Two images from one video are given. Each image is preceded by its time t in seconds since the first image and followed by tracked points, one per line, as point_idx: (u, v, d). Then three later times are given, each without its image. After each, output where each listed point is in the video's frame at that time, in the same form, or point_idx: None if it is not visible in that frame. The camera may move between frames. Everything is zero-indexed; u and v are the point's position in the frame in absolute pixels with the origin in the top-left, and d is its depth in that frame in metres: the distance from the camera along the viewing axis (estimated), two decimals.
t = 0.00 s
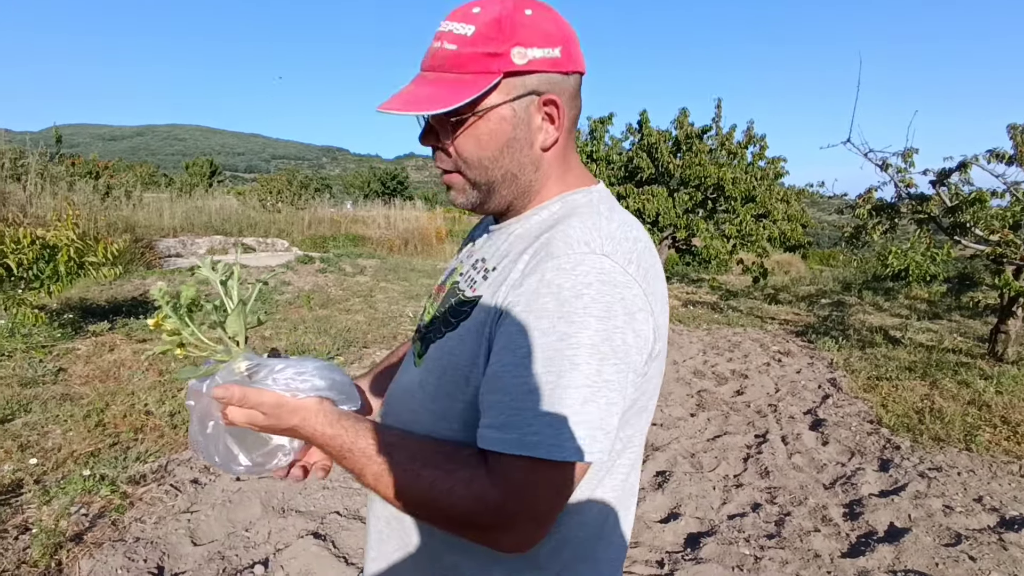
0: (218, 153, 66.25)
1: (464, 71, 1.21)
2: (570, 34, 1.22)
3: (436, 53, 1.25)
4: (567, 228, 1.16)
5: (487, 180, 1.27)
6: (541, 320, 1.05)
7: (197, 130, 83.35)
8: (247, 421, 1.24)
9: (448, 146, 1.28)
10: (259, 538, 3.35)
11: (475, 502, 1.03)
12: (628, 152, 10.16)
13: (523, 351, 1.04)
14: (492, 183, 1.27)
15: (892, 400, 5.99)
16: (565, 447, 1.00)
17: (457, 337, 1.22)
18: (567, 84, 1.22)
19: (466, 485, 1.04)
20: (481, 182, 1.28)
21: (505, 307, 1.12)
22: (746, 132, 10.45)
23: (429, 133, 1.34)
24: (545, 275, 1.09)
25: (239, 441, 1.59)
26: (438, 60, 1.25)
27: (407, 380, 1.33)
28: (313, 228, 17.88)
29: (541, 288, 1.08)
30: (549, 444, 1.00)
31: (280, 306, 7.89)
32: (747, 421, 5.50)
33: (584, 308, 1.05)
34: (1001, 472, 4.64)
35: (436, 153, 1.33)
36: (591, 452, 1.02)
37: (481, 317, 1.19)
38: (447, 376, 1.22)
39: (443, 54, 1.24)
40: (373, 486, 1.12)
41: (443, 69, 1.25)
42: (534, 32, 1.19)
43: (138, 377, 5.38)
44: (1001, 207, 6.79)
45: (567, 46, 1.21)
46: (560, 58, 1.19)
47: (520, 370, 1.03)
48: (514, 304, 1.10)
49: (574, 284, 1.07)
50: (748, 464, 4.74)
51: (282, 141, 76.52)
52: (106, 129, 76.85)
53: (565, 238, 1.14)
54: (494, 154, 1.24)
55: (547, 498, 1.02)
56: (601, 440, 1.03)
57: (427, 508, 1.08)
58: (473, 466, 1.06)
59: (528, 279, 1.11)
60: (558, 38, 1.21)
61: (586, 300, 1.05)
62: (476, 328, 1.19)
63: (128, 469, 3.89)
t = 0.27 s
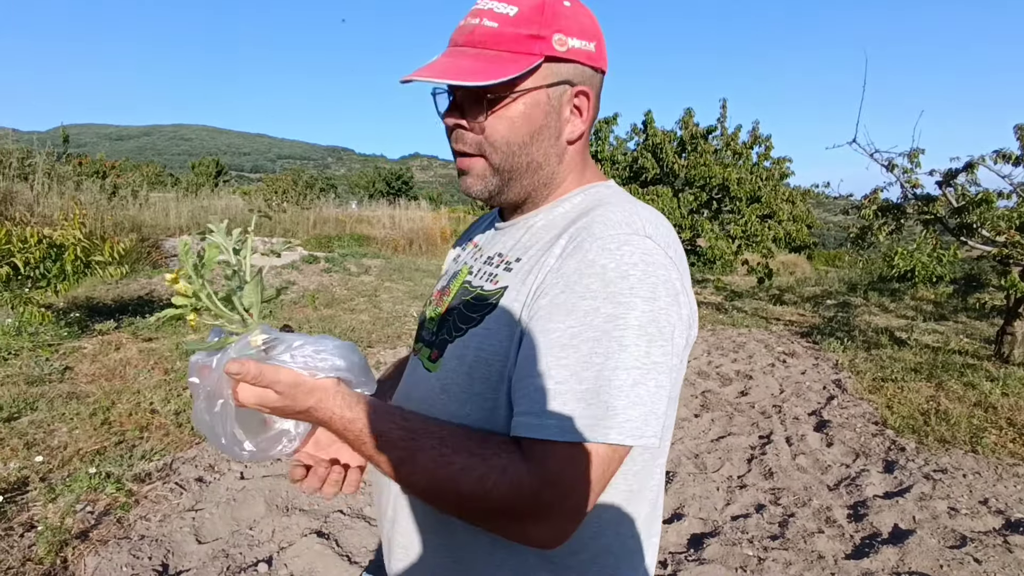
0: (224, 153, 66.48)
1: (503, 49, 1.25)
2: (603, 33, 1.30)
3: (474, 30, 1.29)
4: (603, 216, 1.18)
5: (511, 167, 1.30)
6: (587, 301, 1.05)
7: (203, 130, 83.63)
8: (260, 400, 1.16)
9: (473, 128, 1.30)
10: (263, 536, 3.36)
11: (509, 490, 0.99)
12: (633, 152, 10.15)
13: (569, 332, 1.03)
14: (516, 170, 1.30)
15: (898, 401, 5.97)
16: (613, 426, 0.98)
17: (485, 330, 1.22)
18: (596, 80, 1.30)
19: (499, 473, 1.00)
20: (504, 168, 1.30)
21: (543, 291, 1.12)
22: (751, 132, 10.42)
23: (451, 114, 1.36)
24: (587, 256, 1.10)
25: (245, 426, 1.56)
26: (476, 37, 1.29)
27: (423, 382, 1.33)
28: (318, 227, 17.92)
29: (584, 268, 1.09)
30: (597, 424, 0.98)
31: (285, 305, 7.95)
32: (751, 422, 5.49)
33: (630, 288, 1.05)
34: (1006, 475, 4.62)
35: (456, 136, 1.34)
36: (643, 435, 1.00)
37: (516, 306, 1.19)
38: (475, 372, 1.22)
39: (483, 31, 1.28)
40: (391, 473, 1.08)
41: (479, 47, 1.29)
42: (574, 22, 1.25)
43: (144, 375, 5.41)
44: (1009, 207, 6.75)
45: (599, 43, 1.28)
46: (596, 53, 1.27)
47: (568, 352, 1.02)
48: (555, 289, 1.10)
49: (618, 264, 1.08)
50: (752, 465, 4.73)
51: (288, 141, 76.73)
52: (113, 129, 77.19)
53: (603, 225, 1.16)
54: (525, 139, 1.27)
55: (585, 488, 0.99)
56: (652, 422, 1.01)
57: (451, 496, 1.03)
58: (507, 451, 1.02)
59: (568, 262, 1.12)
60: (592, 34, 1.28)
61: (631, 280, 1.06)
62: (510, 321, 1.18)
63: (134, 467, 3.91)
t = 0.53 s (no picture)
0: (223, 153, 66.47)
1: (507, 46, 1.24)
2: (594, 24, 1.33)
3: (475, 28, 1.28)
4: (619, 206, 1.20)
5: (521, 165, 1.30)
6: (624, 291, 1.04)
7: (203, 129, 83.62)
8: (289, 439, 1.11)
9: (480, 128, 1.29)
10: (261, 535, 3.36)
11: (573, 495, 0.98)
12: (633, 153, 10.16)
13: (609, 324, 1.02)
14: (526, 168, 1.30)
15: (896, 402, 5.97)
16: (672, 412, 0.96)
17: (508, 330, 1.21)
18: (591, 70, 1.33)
19: (564, 477, 0.98)
20: (514, 166, 1.30)
21: (575, 286, 1.11)
22: (751, 133, 10.42)
23: (452, 115, 1.34)
24: (615, 247, 1.10)
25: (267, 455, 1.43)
26: (478, 36, 1.28)
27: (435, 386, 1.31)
28: (318, 227, 17.92)
29: (614, 259, 1.08)
30: (655, 411, 0.97)
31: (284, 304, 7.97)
32: (750, 422, 5.49)
33: (665, 274, 1.05)
34: (1005, 475, 4.62)
35: (461, 136, 1.33)
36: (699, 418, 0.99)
37: (544, 304, 1.18)
38: (505, 375, 1.19)
39: (485, 29, 1.27)
40: (441, 496, 1.04)
41: (482, 45, 1.28)
42: (571, 15, 1.27)
43: (144, 374, 5.41)
44: (1007, 208, 6.75)
45: (591, 34, 1.31)
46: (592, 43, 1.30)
47: (612, 344, 1.01)
48: (587, 283, 1.09)
49: (649, 251, 1.08)
50: (751, 465, 4.73)
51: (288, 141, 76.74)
52: (113, 128, 77.18)
53: (618, 215, 1.18)
54: (533, 135, 1.28)
55: (647, 482, 0.99)
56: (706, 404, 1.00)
57: (509, 510, 1.00)
58: (561, 453, 1.00)
59: (596, 255, 1.12)
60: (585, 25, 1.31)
61: (665, 267, 1.06)
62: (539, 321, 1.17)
63: (133, 466, 3.91)
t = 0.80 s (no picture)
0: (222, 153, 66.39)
1: (525, 45, 1.25)
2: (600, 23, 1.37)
3: (491, 27, 1.29)
4: (632, 208, 1.22)
5: (534, 166, 1.31)
6: (648, 292, 1.07)
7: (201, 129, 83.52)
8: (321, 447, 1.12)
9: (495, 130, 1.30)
10: (259, 534, 3.36)
11: (611, 494, 1.01)
12: (631, 153, 10.15)
13: (636, 325, 1.05)
14: (539, 169, 1.32)
15: (894, 401, 5.99)
16: (702, 409, 1.00)
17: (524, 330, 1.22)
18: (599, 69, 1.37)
19: (604, 477, 1.01)
20: (528, 168, 1.31)
21: (597, 286, 1.13)
22: (749, 133, 10.43)
23: (466, 117, 1.33)
24: (636, 249, 1.12)
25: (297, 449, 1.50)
26: (494, 34, 1.29)
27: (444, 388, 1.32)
28: (316, 227, 17.90)
29: (636, 261, 1.10)
30: (685, 409, 1.01)
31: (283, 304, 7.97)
32: (748, 422, 5.50)
33: (687, 276, 1.08)
34: (1001, 474, 4.64)
35: (475, 137, 1.33)
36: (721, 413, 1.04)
37: (564, 305, 1.19)
38: (525, 375, 1.20)
39: (501, 28, 1.28)
40: (473, 502, 1.06)
41: (499, 44, 1.29)
42: (580, 15, 1.30)
43: (142, 374, 5.40)
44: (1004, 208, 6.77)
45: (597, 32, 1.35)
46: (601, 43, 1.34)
47: (640, 344, 1.04)
48: (610, 284, 1.11)
49: (670, 253, 1.11)
50: (749, 464, 4.74)
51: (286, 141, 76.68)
52: (111, 128, 77.08)
53: (633, 216, 1.19)
54: (548, 136, 1.30)
55: (675, 475, 1.05)
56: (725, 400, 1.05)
57: (547, 512, 1.03)
58: (594, 454, 1.03)
59: (617, 256, 1.13)
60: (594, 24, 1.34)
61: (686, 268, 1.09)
62: (558, 320, 1.19)
63: (131, 465, 3.91)
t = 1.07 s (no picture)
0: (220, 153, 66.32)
1: (559, 46, 1.26)
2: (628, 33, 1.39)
3: (526, 26, 1.30)
4: (644, 208, 1.22)
5: (556, 166, 1.32)
6: (665, 293, 1.08)
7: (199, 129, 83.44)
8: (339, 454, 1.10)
9: (520, 127, 1.30)
10: (259, 534, 3.36)
11: (631, 496, 1.02)
12: (630, 153, 10.15)
13: (654, 326, 1.06)
14: (560, 170, 1.32)
15: (892, 400, 6.00)
16: (719, 411, 1.02)
17: (538, 331, 1.23)
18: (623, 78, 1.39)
19: (624, 479, 1.02)
20: (550, 168, 1.32)
21: (612, 286, 1.13)
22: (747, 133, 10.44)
23: (491, 111, 1.33)
24: (651, 249, 1.13)
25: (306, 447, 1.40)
26: (529, 33, 1.29)
27: (456, 388, 1.34)
28: (315, 227, 17.88)
29: (652, 261, 1.11)
30: (702, 411, 1.03)
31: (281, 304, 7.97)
32: (747, 421, 5.51)
33: (702, 277, 1.10)
34: (1000, 473, 4.64)
35: (498, 133, 1.33)
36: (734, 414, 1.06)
37: (579, 306, 1.20)
38: (539, 376, 1.22)
39: (537, 27, 1.29)
40: (491, 505, 1.07)
41: (533, 43, 1.29)
42: (613, 23, 1.32)
43: (140, 374, 5.40)
44: (1002, 208, 6.78)
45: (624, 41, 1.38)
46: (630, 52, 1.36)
47: (657, 345, 1.06)
48: (625, 284, 1.12)
49: (685, 254, 1.12)
50: (748, 464, 4.75)
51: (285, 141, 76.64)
52: (109, 128, 77.00)
53: (647, 216, 1.19)
54: (572, 138, 1.31)
55: (691, 476, 1.07)
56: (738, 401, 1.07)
57: (567, 516, 1.04)
58: (612, 456, 1.04)
59: (633, 256, 1.14)
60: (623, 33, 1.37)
61: (702, 269, 1.10)
62: (572, 320, 1.19)
63: (130, 466, 3.90)
